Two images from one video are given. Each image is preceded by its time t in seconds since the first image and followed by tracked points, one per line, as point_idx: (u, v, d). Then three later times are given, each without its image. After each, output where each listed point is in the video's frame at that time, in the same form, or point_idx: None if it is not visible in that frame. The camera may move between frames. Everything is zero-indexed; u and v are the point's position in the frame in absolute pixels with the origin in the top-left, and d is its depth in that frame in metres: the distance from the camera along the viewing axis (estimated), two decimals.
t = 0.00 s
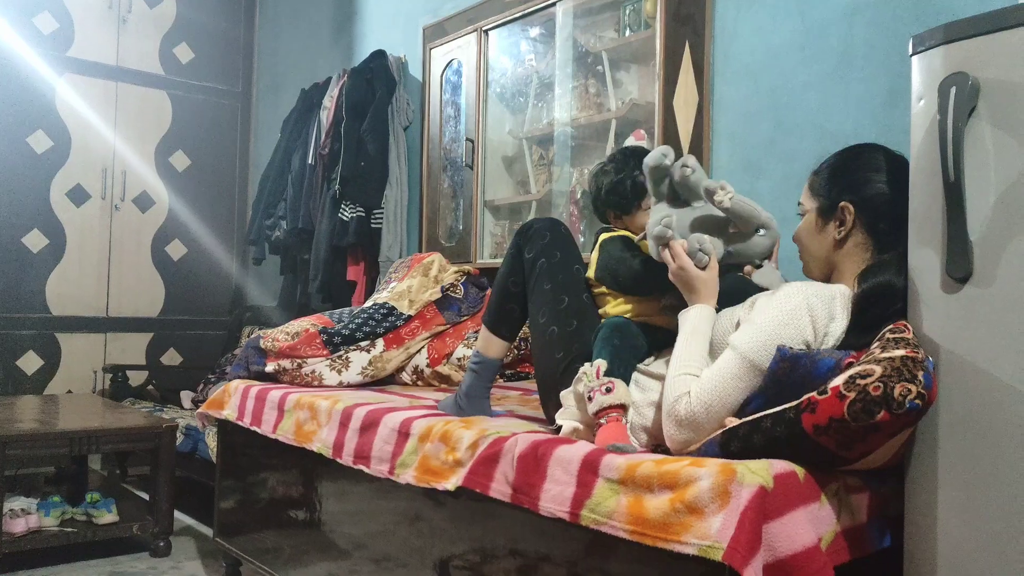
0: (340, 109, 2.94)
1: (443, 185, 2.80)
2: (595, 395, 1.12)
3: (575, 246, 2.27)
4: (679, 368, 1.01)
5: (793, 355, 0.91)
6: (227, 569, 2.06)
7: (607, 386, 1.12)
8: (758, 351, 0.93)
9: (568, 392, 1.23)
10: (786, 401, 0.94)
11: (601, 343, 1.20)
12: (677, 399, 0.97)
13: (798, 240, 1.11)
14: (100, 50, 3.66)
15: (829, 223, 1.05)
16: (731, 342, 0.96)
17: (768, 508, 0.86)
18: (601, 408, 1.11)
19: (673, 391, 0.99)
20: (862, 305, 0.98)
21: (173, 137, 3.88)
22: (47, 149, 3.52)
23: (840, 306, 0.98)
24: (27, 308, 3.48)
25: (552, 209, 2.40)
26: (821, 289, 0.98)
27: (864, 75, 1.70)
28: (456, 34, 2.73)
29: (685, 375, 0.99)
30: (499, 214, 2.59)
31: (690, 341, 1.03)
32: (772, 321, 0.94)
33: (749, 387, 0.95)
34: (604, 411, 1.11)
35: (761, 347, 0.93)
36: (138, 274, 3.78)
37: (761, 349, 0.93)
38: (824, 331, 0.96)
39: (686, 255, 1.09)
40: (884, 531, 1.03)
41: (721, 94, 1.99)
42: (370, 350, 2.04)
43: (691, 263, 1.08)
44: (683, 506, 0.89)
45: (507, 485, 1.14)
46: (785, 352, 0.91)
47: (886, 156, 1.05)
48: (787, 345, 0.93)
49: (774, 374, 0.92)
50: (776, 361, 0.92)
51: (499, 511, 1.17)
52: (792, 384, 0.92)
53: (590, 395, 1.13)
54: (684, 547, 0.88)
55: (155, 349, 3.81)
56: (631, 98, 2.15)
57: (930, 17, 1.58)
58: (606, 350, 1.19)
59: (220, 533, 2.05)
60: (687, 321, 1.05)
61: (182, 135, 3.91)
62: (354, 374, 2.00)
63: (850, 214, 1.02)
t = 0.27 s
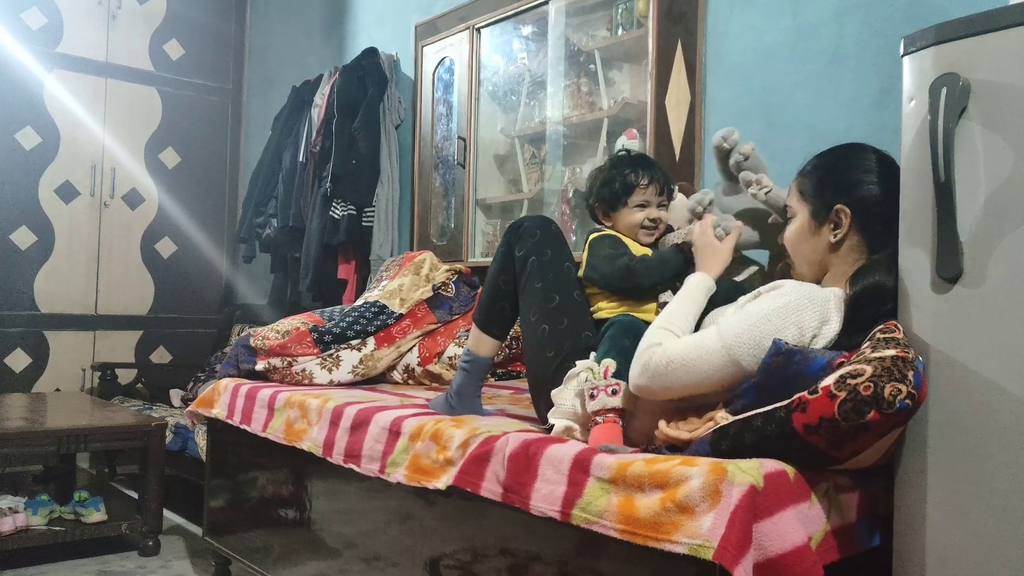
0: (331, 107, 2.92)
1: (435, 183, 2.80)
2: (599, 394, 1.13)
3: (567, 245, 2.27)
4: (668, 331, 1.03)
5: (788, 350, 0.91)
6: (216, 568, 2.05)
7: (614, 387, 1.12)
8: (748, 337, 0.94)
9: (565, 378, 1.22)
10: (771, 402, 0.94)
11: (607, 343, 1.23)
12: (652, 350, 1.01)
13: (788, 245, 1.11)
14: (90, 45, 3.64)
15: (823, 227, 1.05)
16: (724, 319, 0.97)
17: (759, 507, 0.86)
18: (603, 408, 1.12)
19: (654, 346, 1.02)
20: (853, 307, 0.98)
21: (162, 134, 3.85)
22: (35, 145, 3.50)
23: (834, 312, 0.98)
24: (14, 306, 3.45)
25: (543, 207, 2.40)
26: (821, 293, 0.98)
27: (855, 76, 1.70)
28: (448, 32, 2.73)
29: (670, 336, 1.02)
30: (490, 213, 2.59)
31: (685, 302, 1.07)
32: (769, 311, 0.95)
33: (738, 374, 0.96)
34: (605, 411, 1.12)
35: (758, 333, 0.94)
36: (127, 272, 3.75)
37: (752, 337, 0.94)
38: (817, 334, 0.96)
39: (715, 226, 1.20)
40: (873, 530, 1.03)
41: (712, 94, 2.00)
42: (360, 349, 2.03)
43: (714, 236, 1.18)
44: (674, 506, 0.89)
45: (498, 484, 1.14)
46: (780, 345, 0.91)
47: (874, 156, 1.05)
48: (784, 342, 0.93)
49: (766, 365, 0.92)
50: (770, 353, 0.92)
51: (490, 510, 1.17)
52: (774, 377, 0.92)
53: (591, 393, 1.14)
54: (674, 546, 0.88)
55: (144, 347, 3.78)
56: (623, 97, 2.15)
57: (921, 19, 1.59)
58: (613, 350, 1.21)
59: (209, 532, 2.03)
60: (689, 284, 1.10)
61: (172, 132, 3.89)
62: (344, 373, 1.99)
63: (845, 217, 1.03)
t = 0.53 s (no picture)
0: (326, 104, 2.91)
1: (429, 181, 2.79)
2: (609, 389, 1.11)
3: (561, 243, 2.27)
4: (661, 324, 1.04)
5: (782, 345, 0.91)
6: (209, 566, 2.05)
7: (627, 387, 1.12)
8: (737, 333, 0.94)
9: (571, 365, 1.20)
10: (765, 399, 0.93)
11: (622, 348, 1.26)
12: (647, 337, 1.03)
13: (780, 244, 1.10)
14: (83, 42, 3.62)
15: (817, 228, 1.04)
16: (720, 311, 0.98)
17: (753, 505, 0.86)
18: (611, 404, 1.11)
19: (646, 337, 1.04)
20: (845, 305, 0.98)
21: (155, 131, 3.84)
22: (27, 142, 3.48)
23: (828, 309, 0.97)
24: (6, 304, 3.43)
25: (538, 206, 2.40)
26: (815, 290, 0.98)
27: (848, 76, 1.71)
28: (442, 30, 2.72)
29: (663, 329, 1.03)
30: (485, 211, 2.59)
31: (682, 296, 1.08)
32: (761, 308, 0.95)
33: (732, 371, 0.96)
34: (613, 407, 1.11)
35: (752, 328, 0.94)
36: (121, 269, 3.74)
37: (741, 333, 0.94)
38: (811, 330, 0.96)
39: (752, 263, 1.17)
40: (866, 528, 1.04)
41: (706, 92, 2.00)
42: (354, 347, 2.03)
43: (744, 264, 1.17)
44: (667, 504, 0.89)
45: (491, 483, 1.14)
46: (774, 341, 0.91)
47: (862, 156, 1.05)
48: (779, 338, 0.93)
49: (759, 359, 0.92)
50: (764, 349, 0.92)
51: (483, 508, 1.17)
52: (765, 371, 0.92)
53: (601, 387, 1.12)
54: (668, 544, 0.88)
55: (137, 345, 3.77)
56: (617, 95, 2.15)
57: (914, 19, 1.60)
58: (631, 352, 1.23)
59: (202, 531, 2.03)
60: (689, 278, 1.11)
61: (166, 130, 3.87)
62: (338, 371, 1.99)
63: (841, 218, 1.02)
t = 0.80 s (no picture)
0: (322, 102, 2.91)
1: (425, 179, 2.79)
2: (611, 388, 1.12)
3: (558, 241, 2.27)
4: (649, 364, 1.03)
5: (778, 345, 0.91)
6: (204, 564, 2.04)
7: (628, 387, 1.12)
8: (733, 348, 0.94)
9: (570, 366, 1.21)
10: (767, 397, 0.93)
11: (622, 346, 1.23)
12: (652, 394, 1.00)
13: (776, 242, 1.10)
14: (78, 39, 3.60)
15: (813, 225, 1.04)
16: (709, 337, 0.97)
17: (748, 503, 0.86)
18: (612, 403, 1.11)
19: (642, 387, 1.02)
20: (841, 303, 0.99)
21: (151, 129, 3.83)
22: (22, 139, 3.46)
23: (821, 301, 0.98)
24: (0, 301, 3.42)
25: (534, 204, 2.40)
26: (799, 288, 0.99)
27: (845, 74, 1.71)
28: (439, 28, 2.72)
29: (655, 369, 1.02)
30: (481, 209, 2.58)
31: (652, 327, 1.07)
32: (750, 321, 0.95)
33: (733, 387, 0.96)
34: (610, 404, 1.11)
35: (746, 342, 0.94)
36: (116, 267, 3.73)
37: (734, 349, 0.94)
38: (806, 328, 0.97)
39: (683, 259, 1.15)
40: (861, 527, 1.04)
41: (702, 91, 2.00)
42: (350, 345, 2.03)
43: (682, 265, 1.14)
44: (663, 503, 0.89)
45: (487, 481, 1.14)
46: (770, 341, 0.92)
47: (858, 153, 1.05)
48: (774, 337, 0.93)
49: (757, 362, 0.92)
50: (760, 350, 0.92)
51: (479, 506, 1.17)
52: (768, 376, 0.92)
53: (603, 386, 1.13)
54: (664, 543, 0.88)
55: (132, 343, 3.76)
56: (613, 94, 2.15)
57: (911, 18, 1.60)
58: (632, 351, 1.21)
59: (197, 529, 2.02)
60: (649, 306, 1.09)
61: (161, 127, 3.86)
62: (333, 369, 1.98)
63: (836, 216, 1.02)
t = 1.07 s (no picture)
0: (320, 100, 2.91)
1: (424, 178, 2.79)
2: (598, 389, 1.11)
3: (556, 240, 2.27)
4: (639, 375, 1.00)
5: (776, 345, 0.92)
6: (203, 562, 2.04)
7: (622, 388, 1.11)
8: (733, 352, 0.94)
9: (562, 369, 1.20)
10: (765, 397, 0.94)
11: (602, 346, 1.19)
12: (650, 407, 0.97)
13: (774, 238, 1.11)
14: (76, 37, 3.60)
15: (808, 220, 1.05)
16: (704, 343, 0.96)
17: (746, 501, 0.86)
18: (608, 404, 1.09)
19: (637, 401, 0.98)
20: (838, 301, 0.99)
21: (149, 127, 3.82)
22: (20, 137, 3.46)
23: (815, 299, 0.99)
24: None
25: (533, 202, 2.40)
26: (789, 286, 0.99)
27: (843, 73, 1.71)
28: (437, 26, 2.71)
29: (648, 379, 0.99)
30: (480, 208, 2.58)
31: (628, 336, 1.04)
32: (747, 324, 0.95)
33: (730, 390, 0.96)
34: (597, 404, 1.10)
35: (744, 343, 0.94)
36: (114, 265, 3.72)
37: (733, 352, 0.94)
38: (799, 326, 0.97)
39: (612, 248, 1.14)
40: (859, 525, 1.04)
41: (701, 90, 2.00)
42: (348, 343, 2.03)
43: (623, 256, 1.13)
44: (661, 501, 0.89)
45: (485, 479, 1.14)
46: (767, 342, 0.93)
47: (858, 150, 1.05)
48: (770, 336, 0.94)
49: (756, 363, 0.93)
50: (758, 350, 0.93)
51: (477, 505, 1.17)
52: (770, 378, 0.92)
53: (597, 390, 1.11)
54: (662, 541, 0.88)
55: (130, 341, 3.76)
56: (612, 92, 2.14)
57: (909, 16, 1.60)
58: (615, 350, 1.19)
59: (196, 527, 2.02)
60: (623, 314, 1.06)
61: (160, 125, 3.85)
62: (332, 367, 1.98)
63: (830, 211, 1.03)
